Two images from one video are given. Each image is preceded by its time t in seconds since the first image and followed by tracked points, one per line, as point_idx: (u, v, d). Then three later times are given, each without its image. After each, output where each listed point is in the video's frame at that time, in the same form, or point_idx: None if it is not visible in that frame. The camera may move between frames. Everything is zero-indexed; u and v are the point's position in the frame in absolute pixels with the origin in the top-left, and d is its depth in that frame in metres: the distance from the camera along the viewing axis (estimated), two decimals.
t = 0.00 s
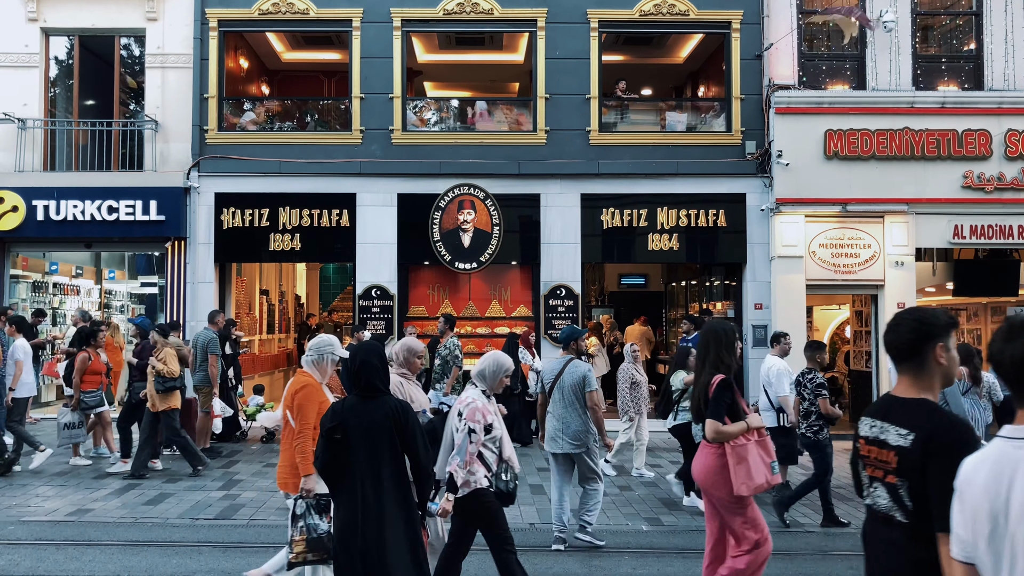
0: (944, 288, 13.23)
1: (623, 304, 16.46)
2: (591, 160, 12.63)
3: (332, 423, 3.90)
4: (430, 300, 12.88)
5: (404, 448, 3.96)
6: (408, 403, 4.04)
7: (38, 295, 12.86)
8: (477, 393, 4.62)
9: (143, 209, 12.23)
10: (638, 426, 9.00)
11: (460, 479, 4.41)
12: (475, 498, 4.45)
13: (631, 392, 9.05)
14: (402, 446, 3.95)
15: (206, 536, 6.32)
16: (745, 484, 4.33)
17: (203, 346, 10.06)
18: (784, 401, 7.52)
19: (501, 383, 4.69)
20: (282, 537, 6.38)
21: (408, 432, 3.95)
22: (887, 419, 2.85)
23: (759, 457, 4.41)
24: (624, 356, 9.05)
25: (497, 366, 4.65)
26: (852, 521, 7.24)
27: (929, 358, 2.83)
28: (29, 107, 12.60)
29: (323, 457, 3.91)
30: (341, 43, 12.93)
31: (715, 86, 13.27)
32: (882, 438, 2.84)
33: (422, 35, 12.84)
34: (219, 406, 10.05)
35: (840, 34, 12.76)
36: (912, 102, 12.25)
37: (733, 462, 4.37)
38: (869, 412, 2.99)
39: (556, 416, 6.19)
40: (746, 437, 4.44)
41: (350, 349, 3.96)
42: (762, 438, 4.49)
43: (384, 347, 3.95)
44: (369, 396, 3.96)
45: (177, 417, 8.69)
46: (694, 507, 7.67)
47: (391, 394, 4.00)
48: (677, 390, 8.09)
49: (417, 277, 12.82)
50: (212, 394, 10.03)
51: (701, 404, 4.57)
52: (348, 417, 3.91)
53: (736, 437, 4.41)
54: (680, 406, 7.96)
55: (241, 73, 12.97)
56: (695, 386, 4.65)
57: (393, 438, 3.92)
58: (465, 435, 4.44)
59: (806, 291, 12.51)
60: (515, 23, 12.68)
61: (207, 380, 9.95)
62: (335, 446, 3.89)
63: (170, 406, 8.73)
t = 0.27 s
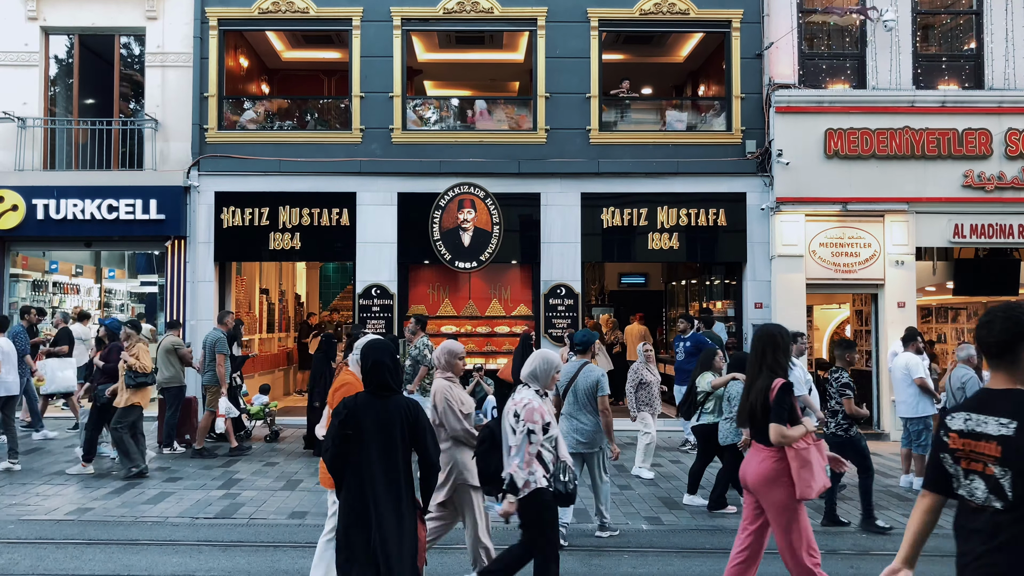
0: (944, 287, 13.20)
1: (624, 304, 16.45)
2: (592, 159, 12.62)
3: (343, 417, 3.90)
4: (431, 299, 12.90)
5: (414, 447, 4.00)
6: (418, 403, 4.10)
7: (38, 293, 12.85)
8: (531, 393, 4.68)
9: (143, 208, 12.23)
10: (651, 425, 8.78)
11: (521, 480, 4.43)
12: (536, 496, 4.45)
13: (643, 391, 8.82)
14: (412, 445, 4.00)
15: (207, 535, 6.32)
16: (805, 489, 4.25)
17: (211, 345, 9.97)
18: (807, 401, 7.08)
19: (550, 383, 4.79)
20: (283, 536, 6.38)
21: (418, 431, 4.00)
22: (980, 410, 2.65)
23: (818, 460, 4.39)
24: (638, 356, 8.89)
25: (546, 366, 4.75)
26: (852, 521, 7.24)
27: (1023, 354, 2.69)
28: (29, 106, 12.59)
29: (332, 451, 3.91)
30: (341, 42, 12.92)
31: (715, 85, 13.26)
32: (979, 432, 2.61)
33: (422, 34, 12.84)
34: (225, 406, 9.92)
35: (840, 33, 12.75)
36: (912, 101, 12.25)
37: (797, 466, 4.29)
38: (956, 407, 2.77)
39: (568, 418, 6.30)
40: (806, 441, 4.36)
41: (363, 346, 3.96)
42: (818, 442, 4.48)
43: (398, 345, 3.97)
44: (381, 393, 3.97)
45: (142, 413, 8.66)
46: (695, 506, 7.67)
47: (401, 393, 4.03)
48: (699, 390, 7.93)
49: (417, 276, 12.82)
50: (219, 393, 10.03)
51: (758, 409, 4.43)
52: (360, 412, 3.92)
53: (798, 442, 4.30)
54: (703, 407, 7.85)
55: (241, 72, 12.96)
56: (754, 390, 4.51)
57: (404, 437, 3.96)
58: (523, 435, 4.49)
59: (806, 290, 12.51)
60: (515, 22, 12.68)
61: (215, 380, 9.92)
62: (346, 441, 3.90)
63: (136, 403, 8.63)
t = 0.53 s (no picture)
0: (944, 286, 13.18)
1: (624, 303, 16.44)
2: (592, 158, 12.62)
3: (348, 415, 3.89)
4: (431, 298, 12.91)
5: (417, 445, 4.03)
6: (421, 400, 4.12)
7: (38, 292, 12.85)
8: (578, 391, 4.49)
9: (143, 207, 12.23)
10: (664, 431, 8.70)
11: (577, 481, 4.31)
12: (583, 498, 4.33)
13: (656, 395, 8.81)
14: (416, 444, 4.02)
15: (207, 534, 6.32)
16: (871, 486, 4.28)
17: (224, 342, 10.10)
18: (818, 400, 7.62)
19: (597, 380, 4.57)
20: (283, 535, 6.38)
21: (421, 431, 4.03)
22: None
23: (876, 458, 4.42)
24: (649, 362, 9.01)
25: (591, 363, 4.54)
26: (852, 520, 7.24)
27: None
28: (29, 105, 12.59)
29: (335, 448, 3.87)
30: (341, 41, 12.92)
31: (715, 84, 13.25)
32: None
33: (422, 33, 12.83)
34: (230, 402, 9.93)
35: (840, 32, 12.76)
36: (912, 101, 12.25)
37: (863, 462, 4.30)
38: None
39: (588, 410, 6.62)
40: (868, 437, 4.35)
41: (368, 344, 3.94)
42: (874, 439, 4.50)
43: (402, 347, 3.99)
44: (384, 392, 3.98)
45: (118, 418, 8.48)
46: (694, 505, 7.67)
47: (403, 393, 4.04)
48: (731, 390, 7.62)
49: (417, 275, 12.82)
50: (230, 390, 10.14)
51: (819, 407, 4.42)
52: (365, 409, 3.91)
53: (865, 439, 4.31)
54: (736, 407, 7.57)
55: (241, 71, 12.95)
56: (815, 387, 4.47)
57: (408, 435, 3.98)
58: (587, 433, 4.33)
59: (806, 289, 12.52)
60: (515, 21, 12.68)
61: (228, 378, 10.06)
62: (350, 438, 3.88)
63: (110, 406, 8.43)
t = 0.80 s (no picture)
0: (944, 285, 13.19)
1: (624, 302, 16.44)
2: (592, 157, 12.61)
3: (345, 412, 3.93)
4: (431, 298, 12.89)
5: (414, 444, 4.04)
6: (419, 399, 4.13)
7: (38, 292, 12.84)
8: (632, 394, 4.57)
9: (143, 207, 12.22)
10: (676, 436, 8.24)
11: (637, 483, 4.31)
12: (640, 502, 4.30)
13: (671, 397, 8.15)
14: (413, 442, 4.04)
15: (208, 534, 6.31)
16: (916, 490, 4.27)
17: (234, 341, 10.13)
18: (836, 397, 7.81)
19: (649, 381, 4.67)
20: (283, 535, 6.37)
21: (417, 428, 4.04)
22: None
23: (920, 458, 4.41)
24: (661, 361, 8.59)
25: (643, 364, 4.66)
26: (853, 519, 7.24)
27: None
28: (29, 104, 12.58)
29: (331, 445, 3.92)
30: (341, 40, 12.92)
31: (716, 83, 13.23)
32: None
33: (422, 32, 12.83)
34: (241, 401, 9.97)
35: (840, 31, 12.76)
36: (912, 100, 12.24)
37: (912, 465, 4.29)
38: None
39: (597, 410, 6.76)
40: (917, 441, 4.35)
41: (367, 342, 3.97)
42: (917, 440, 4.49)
43: (399, 345, 3.99)
44: (380, 389, 4.00)
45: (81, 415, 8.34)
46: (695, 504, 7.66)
47: (400, 391, 4.06)
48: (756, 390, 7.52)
49: (417, 274, 12.82)
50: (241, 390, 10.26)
51: (871, 409, 4.39)
52: (359, 408, 3.94)
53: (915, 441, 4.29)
54: (761, 407, 7.49)
55: (241, 70, 12.95)
56: (868, 388, 4.44)
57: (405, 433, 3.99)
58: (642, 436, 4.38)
59: (807, 288, 12.52)
60: (515, 20, 12.67)
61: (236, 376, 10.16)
62: (346, 435, 3.92)
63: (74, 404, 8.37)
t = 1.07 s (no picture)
0: (944, 284, 13.21)
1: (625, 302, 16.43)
2: (592, 157, 12.62)
3: (333, 413, 4.01)
4: (431, 297, 12.91)
5: (405, 441, 4.08)
6: (409, 397, 4.17)
7: (38, 292, 12.82)
8: (685, 394, 4.64)
9: (144, 206, 12.22)
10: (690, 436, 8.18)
11: (686, 482, 4.44)
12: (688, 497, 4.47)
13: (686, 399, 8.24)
14: (403, 439, 4.08)
15: (210, 533, 6.33)
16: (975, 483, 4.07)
17: (247, 341, 10.09)
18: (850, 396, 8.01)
19: (704, 381, 4.69)
20: (284, 534, 6.38)
21: (407, 426, 4.08)
22: None
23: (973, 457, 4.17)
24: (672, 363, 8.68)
25: (697, 366, 4.67)
26: (852, 518, 7.24)
27: None
28: (29, 104, 12.58)
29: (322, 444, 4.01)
30: (341, 40, 12.93)
31: (716, 82, 13.22)
32: None
33: (422, 31, 12.83)
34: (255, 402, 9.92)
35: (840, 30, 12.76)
36: (912, 99, 12.24)
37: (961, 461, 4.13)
38: None
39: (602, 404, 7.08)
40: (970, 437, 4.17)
41: (354, 342, 4.04)
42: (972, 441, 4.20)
43: (386, 345, 4.04)
44: (369, 389, 4.06)
45: (55, 414, 8.26)
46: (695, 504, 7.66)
47: (388, 389, 4.10)
48: (783, 395, 7.44)
49: (417, 274, 12.83)
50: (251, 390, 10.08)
51: (922, 405, 4.31)
52: (347, 408, 4.00)
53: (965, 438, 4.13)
54: (789, 409, 7.43)
55: (241, 70, 12.95)
56: (919, 384, 4.35)
57: (394, 431, 4.03)
58: (684, 438, 4.51)
59: (807, 288, 12.52)
60: (515, 19, 12.67)
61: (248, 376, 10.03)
62: (335, 434, 4.00)
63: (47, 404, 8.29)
